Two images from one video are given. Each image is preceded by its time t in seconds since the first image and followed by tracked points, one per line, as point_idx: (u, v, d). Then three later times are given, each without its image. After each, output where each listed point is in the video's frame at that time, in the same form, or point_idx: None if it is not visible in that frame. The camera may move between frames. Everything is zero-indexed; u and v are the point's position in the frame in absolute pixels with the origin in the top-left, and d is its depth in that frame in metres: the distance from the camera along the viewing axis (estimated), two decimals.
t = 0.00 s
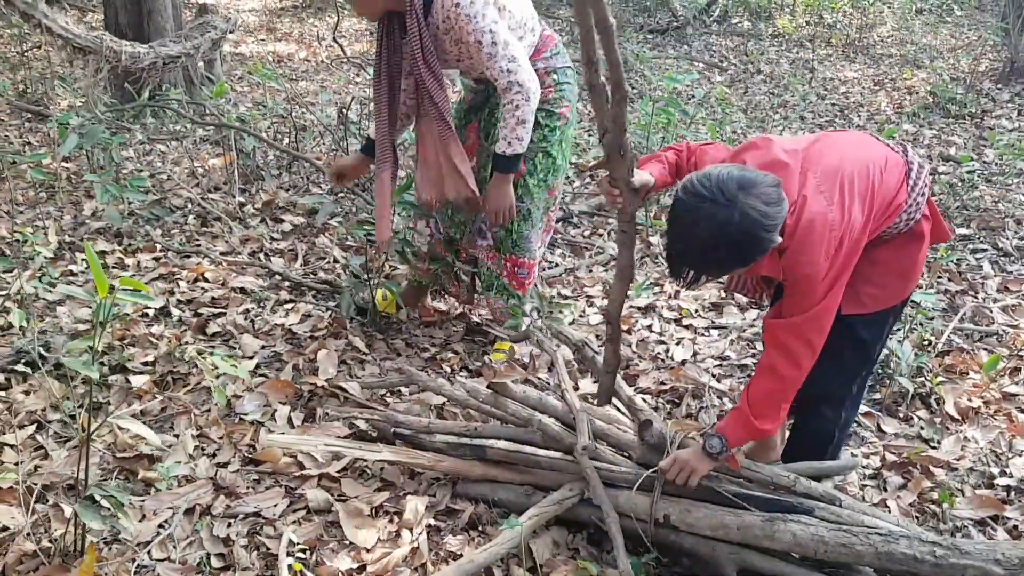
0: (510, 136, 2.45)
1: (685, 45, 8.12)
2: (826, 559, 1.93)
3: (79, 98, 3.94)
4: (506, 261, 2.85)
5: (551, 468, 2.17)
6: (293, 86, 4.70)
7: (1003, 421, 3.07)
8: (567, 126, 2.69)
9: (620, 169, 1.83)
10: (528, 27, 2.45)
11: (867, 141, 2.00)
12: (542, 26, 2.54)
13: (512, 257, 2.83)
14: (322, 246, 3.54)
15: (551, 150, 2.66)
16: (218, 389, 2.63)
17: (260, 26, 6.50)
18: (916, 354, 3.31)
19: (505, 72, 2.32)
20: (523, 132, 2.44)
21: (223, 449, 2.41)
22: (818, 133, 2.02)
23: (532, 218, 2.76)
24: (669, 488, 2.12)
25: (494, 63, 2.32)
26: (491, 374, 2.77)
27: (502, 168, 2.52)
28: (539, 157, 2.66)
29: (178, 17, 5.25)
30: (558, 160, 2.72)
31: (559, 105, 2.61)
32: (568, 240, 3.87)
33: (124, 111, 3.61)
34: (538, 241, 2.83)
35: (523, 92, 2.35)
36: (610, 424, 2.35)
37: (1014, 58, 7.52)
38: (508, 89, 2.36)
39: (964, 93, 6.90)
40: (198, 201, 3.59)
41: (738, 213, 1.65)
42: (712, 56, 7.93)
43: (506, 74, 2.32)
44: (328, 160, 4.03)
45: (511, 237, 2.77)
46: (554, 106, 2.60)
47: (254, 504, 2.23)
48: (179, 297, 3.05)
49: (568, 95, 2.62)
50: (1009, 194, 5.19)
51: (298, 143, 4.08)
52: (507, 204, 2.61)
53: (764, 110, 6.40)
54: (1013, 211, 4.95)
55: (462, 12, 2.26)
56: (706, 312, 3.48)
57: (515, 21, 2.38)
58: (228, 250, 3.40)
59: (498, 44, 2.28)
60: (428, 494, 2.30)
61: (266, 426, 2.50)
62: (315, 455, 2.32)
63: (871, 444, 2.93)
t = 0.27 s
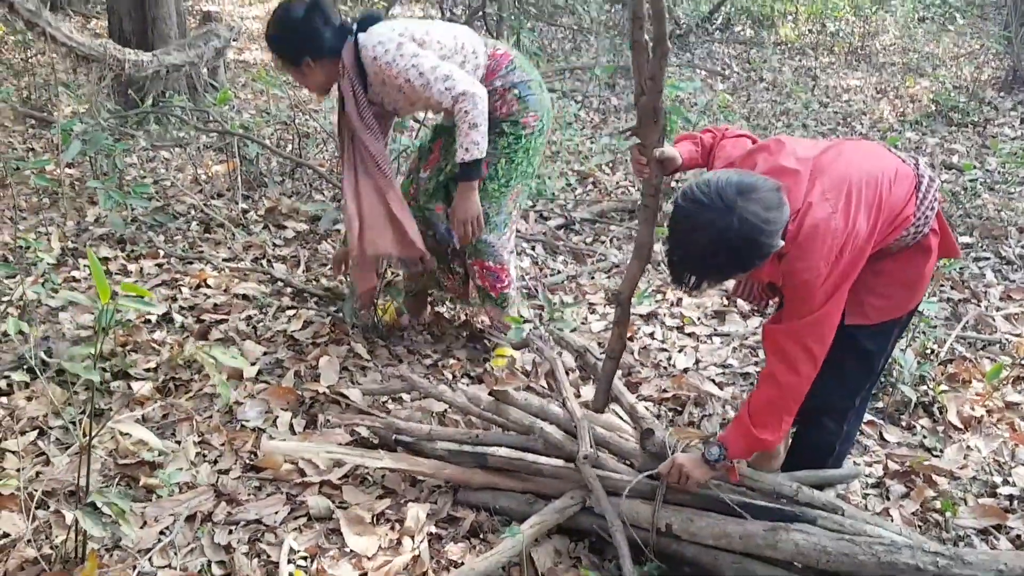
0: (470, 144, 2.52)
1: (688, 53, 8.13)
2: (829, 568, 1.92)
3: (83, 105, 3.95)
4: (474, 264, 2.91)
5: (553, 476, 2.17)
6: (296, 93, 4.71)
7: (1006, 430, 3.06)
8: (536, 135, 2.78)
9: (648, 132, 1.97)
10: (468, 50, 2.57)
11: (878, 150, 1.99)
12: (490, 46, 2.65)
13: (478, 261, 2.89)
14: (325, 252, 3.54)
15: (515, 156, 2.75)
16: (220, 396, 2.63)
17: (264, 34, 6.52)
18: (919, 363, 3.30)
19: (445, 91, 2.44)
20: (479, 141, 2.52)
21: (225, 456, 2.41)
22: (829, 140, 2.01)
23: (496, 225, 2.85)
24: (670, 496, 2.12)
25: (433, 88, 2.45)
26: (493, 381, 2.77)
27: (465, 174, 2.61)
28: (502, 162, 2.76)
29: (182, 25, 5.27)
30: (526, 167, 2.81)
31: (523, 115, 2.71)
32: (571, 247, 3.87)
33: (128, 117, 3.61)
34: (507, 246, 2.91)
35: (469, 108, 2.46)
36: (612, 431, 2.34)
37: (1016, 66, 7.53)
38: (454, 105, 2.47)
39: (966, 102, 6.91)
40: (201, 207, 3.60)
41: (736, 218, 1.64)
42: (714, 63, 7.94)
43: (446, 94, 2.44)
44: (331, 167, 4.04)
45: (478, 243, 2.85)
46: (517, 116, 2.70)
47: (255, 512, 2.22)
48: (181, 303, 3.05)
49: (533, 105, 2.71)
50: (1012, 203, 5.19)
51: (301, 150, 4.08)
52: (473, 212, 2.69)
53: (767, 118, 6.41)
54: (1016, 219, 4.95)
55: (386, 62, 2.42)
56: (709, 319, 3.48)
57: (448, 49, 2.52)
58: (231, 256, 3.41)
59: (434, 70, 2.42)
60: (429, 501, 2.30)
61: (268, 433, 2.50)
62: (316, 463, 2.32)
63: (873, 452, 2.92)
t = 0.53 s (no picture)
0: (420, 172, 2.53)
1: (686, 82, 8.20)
2: None
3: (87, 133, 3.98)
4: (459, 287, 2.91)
5: (555, 505, 2.15)
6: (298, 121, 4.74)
7: (1008, 458, 3.06)
8: (503, 159, 2.74)
9: (681, 120, 1.86)
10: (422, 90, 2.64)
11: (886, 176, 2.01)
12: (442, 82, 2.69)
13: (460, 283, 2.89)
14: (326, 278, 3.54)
15: (484, 183, 2.73)
16: (221, 423, 2.63)
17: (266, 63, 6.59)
18: (921, 391, 3.30)
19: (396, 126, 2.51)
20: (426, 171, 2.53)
21: (225, 484, 2.40)
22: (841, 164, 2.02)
23: (474, 249, 2.83)
24: (673, 525, 2.10)
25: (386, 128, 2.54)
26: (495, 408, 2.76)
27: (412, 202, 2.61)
28: (472, 189, 2.74)
29: (185, 54, 5.30)
30: (498, 191, 2.78)
31: (488, 142, 2.68)
32: (572, 273, 3.88)
33: (131, 146, 3.63)
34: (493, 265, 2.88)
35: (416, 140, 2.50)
36: (614, 458, 2.33)
37: (1012, 96, 7.60)
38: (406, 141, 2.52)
39: (963, 131, 6.96)
40: (203, 234, 3.61)
41: (757, 241, 1.65)
42: (713, 93, 8.02)
43: (396, 129, 2.51)
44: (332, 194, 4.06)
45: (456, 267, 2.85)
46: (481, 143, 2.68)
47: (255, 540, 2.21)
48: (183, 330, 3.06)
49: (495, 130, 2.68)
50: (1010, 231, 5.22)
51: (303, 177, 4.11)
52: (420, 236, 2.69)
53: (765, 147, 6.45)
54: (1014, 247, 4.97)
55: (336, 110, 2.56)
56: (710, 346, 3.48)
57: (398, 90, 2.61)
58: (232, 283, 3.41)
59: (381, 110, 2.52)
60: (430, 530, 2.28)
61: (268, 460, 2.49)
62: (317, 491, 2.31)
63: (875, 481, 2.91)
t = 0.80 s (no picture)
0: (390, 179, 2.53)
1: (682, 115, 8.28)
2: None
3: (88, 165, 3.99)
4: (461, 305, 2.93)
5: (556, 538, 2.13)
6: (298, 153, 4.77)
7: (1008, 491, 3.05)
8: (483, 174, 2.76)
9: (702, 134, 1.91)
10: (398, 104, 2.67)
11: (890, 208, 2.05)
12: (417, 98, 2.72)
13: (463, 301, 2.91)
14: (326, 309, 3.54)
15: (469, 201, 2.75)
16: (219, 455, 2.61)
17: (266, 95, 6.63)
18: (920, 423, 3.30)
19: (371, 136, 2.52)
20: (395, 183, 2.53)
21: (222, 517, 2.38)
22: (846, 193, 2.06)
23: (478, 266, 2.87)
24: (674, 559, 2.08)
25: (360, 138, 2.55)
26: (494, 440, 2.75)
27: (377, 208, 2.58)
28: (460, 209, 2.76)
29: (185, 87, 5.34)
30: (487, 207, 2.81)
31: (464, 159, 2.70)
32: (570, 304, 3.88)
33: (132, 177, 3.64)
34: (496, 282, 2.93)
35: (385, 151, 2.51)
36: (615, 491, 2.31)
37: (1006, 129, 7.67)
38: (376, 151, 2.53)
39: (958, 163, 7.00)
40: (203, 265, 3.61)
41: (813, 265, 1.65)
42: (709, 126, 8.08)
43: (370, 140, 2.52)
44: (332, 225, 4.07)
45: (463, 284, 2.88)
46: (457, 160, 2.69)
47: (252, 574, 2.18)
48: (181, 361, 3.05)
49: (469, 147, 2.70)
50: (1006, 263, 5.24)
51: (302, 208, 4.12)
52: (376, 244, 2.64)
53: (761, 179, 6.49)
54: (1011, 279, 4.99)
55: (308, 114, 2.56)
56: (709, 377, 3.47)
57: (376, 102, 2.63)
58: (231, 314, 3.41)
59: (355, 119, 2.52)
60: (429, 564, 2.27)
61: (266, 492, 2.48)
62: (314, 524, 2.29)
63: (876, 513, 2.90)
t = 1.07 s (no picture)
0: (360, 196, 2.60)
1: (679, 130, 8.31)
2: None
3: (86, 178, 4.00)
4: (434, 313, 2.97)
5: (555, 552, 2.13)
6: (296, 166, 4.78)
7: (1005, 505, 3.05)
8: (466, 186, 2.81)
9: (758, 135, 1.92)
10: (393, 108, 2.69)
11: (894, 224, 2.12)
12: (415, 100, 2.75)
13: (435, 309, 2.95)
14: (323, 321, 3.54)
15: (446, 210, 2.80)
16: (216, 469, 2.61)
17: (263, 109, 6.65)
18: (917, 437, 3.30)
19: (355, 147, 2.56)
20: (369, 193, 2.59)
21: (219, 531, 2.37)
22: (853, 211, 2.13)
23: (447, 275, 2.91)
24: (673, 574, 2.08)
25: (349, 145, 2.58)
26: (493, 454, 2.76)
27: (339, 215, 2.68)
28: (436, 217, 2.82)
29: (184, 100, 5.36)
30: (463, 218, 2.85)
31: (448, 169, 2.76)
32: (568, 317, 3.88)
33: (131, 190, 3.65)
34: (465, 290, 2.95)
35: (366, 163, 2.56)
36: (613, 505, 2.31)
37: (1001, 144, 7.71)
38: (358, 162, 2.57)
39: (953, 178, 7.04)
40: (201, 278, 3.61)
41: (841, 289, 1.66)
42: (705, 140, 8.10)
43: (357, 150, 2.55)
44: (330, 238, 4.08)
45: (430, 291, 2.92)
46: (442, 168, 2.76)
47: None
48: (179, 374, 3.05)
49: (456, 157, 2.76)
50: (1002, 278, 5.26)
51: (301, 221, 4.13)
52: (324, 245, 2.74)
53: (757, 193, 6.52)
54: (1006, 294, 5.01)
55: (304, 105, 2.57)
56: (707, 391, 3.47)
57: (374, 105, 2.65)
58: (229, 327, 3.41)
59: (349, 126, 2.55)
60: None
61: (263, 506, 2.47)
62: (312, 538, 2.29)
63: (874, 528, 2.90)
